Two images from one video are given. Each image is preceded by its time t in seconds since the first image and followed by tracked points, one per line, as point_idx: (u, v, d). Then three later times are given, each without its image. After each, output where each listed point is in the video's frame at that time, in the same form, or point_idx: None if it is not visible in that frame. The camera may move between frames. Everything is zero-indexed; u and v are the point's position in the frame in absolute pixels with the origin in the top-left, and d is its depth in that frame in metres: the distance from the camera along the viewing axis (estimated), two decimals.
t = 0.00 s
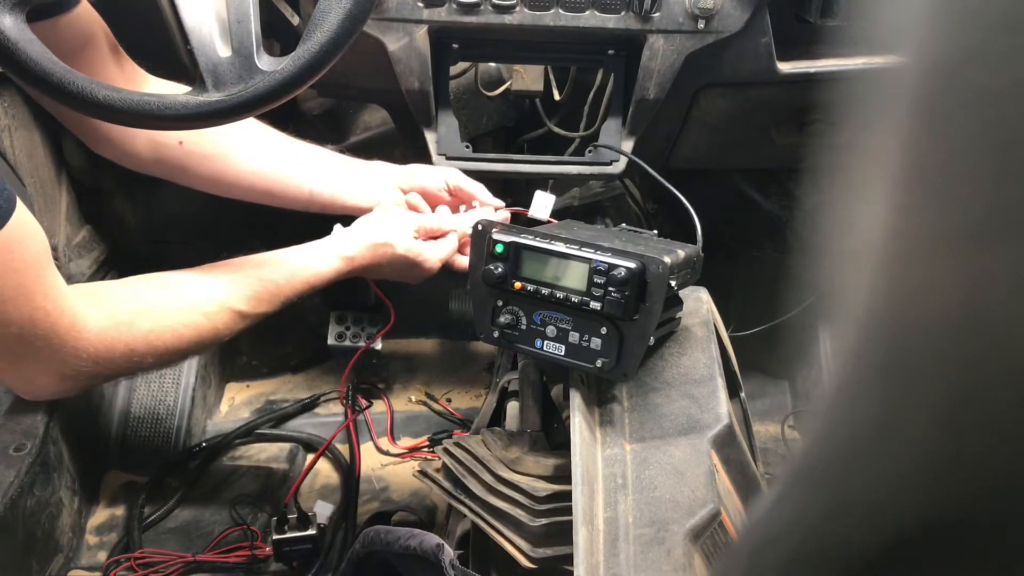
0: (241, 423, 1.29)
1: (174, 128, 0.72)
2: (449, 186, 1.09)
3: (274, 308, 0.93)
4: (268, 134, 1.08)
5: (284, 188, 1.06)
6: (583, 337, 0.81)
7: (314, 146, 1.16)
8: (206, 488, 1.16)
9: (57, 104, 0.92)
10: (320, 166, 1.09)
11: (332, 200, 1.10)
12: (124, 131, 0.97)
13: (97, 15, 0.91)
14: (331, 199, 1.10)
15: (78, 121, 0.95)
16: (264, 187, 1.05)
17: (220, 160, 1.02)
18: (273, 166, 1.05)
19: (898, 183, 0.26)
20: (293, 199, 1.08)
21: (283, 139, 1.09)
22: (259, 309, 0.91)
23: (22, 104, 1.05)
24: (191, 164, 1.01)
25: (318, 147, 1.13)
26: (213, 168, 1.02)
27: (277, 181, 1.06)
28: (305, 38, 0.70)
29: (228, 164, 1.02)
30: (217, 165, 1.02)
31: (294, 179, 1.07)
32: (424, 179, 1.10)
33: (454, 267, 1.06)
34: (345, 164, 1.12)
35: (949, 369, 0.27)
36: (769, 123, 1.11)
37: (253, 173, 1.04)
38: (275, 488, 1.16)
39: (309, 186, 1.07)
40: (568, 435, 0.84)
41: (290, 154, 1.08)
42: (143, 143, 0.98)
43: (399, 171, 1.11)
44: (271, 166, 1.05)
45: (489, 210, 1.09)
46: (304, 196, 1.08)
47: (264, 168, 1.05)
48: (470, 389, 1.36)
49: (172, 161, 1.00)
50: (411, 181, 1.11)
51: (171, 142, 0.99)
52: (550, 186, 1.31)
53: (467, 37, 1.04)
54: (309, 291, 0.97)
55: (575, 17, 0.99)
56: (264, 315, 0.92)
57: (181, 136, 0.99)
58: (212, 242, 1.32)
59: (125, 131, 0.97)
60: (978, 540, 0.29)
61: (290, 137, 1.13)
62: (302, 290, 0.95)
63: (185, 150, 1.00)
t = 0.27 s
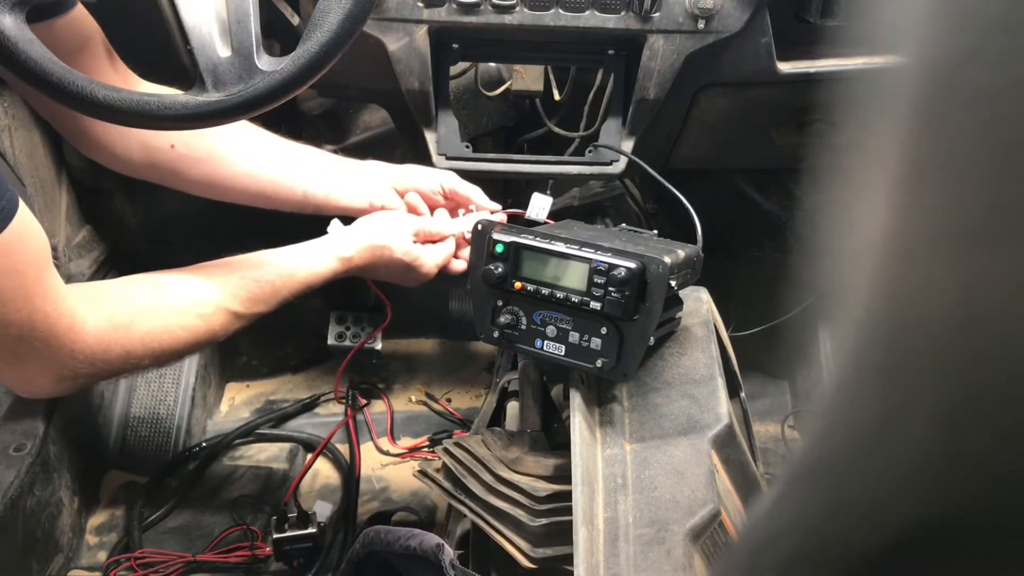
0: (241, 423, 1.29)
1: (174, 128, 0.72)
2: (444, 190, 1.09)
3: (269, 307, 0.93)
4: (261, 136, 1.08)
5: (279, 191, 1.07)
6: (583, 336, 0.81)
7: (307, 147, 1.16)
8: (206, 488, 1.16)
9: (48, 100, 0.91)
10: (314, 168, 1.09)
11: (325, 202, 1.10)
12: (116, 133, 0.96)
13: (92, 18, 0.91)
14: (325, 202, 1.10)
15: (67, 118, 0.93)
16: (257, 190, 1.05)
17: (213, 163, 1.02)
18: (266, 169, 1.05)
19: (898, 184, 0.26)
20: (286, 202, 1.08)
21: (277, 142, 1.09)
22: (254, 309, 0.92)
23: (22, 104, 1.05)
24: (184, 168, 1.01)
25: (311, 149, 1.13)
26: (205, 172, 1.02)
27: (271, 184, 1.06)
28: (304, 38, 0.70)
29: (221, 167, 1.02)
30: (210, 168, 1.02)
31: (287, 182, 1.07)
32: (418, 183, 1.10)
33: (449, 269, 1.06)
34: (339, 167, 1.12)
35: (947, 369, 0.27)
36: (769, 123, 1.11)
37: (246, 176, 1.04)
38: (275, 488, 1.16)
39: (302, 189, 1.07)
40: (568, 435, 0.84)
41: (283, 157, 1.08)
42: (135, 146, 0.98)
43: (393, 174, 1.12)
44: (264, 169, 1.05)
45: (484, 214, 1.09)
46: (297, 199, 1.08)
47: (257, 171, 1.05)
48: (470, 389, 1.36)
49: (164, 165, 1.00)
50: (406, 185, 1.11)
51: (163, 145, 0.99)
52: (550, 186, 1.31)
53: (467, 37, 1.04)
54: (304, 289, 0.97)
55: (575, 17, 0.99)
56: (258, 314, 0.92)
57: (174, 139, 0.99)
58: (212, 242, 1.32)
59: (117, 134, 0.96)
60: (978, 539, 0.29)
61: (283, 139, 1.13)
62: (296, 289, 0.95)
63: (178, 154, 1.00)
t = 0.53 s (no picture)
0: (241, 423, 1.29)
1: (174, 128, 0.72)
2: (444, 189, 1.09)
3: (272, 302, 0.93)
4: (261, 136, 1.08)
5: (278, 192, 1.06)
6: (583, 336, 0.81)
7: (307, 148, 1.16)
8: (206, 488, 1.16)
9: (47, 101, 0.91)
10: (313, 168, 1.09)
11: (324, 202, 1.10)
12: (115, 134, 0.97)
13: (90, 18, 0.91)
14: (325, 202, 1.09)
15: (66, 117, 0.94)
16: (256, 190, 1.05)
17: (212, 162, 1.02)
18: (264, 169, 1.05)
19: (898, 183, 0.26)
20: (285, 202, 1.08)
21: (276, 141, 1.09)
22: (257, 304, 0.91)
23: (22, 105, 1.05)
24: (183, 168, 1.01)
25: (311, 149, 1.13)
26: (204, 172, 1.02)
27: (270, 184, 1.06)
28: (305, 38, 0.70)
29: (220, 167, 1.02)
30: (209, 168, 1.02)
31: (286, 182, 1.07)
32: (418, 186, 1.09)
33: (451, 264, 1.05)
34: (339, 166, 1.12)
35: (947, 369, 0.27)
36: (769, 123, 1.11)
37: (245, 176, 1.04)
38: (276, 488, 1.16)
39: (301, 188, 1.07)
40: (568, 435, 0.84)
41: (282, 157, 1.08)
42: (134, 147, 0.98)
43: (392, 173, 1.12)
44: (264, 168, 1.05)
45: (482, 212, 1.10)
46: (296, 199, 1.08)
47: (256, 171, 1.05)
48: (469, 389, 1.36)
49: (163, 165, 1.00)
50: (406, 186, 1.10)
51: (162, 146, 0.99)
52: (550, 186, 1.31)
53: (467, 37, 1.04)
54: (307, 284, 0.97)
55: (575, 17, 0.99)
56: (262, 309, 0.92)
57: (172, 139, 0.99)
58: (212, 243, 1.32)
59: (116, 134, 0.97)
60: (977, 539, 0.29)
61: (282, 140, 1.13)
62: (298, 284, 0.95)
63: (177, 154, 1.00)
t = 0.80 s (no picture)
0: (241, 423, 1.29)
1: (174, 128, 0.72)
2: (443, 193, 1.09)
3: (271, 304, 0.93)
4: (260, 138, 1.08)
5: (277, 194, 1.06)
6: (583, 337, 0.81)
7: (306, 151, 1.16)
8: (206, 488, 1.16)
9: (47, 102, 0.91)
10: (311, 170, 1.09)
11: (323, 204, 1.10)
12: (114, 135, 0.97)
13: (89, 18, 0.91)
14: (323, 205, 1.09)
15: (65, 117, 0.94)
16: (254, 194, 1.05)
17: (211, 165, 1.02)
18: (263, 172, 1.05)
19: (897, 184, 0.26)
20: (284, 205, 1.08)
21: (275, 144, 1.09)
22: (256, 306, 0.91)
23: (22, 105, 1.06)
24: (181, 170, 1.01)
25: (310, 152, 1.13)
26: (203, 173, 1.02)
27: (268, 187, 1.05)
28: (304, 38, 0.70)
29: (218, 169, 1.02)
30: (208, 170, 1.02)
31: (285, 185, 1.07)
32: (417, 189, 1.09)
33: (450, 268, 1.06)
34: (337, 169, 1.12)
35: (947, 369, 0.27)
36: (769, 123, 1.11)
37: (243, 178, 1.04)
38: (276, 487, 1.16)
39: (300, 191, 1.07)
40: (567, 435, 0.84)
41: (281, 159, 1.08)
42: (132, 148, 0.98)
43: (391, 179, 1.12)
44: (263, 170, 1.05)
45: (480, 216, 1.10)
46: (295, 202, 1.08)
47: (254, 174, 1.04)
48: (470, 389, 1.36)
49: (162, 167, 1.00)
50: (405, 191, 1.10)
51: (159, 147, 0.99)
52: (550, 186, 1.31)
53: (467, 37, 1.04)
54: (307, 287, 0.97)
55: (575, 17, 0.98)
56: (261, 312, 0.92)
57: (171, 141, 0.99)
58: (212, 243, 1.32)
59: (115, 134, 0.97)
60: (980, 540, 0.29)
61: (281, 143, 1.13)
62: (298, 287, 0.95)
63: (175, 155, 1.00)
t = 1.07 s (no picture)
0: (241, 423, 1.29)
1: (174, 128, 0.72)
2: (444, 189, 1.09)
3: (277, 309, 0.93)
4: (258, 136, 1.08)
5: (276, 190, 1.07)
6: (583, 337, 0.81)
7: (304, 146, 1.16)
8: (206, 488, 1.16)
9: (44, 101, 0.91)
10: (309, 168, 1.09)
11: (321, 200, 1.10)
12: (111, 134, 0.96)
13: (88, 18, 0.91)
14: (323, 199, 1.10)
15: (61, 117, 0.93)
16: (253, 189, 1.05)
17: (208, 163, 1.02)
18: (261, 168, 1.05)
19: (896, 184, 0.26)
20: (282, 201, 1.08)
21: (274, 142, 1.09)
22: (262, 310, 0.91)
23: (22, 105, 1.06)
24: (179, 169, 1.01)
25: (308, 149, 1.13)
26: (201, 172, 1.02)
27: (266, 183, 1.06)
28: (304, 38, 0.70)
29: (216, 166, 1.02)
30: (205, 168, 1.02)
31: (283, 181, 1.07)
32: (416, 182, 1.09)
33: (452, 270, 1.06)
34: (336, 163, 1.12)
35: (947, 369, 0.27)
36: (769, 123, 1.11)
37: (241, 175, 1.04)
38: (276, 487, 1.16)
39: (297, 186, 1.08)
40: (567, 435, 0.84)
41: (279, 157, 1.08)
42: (130, 147, 0.97)
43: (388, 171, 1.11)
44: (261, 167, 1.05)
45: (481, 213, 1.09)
46: (293, 197, 1.08)
47: (252, 171, 1.05)
48: (470, 389, 1.36)
49: (160, 167, 1.00)
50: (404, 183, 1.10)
51: (157, 147, 0.98)
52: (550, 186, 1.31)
53: (467, 37, 1.04)
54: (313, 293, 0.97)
55: (575, 17, 0.98)
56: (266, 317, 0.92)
57: (168, 141, 0.99)
58: (212, 243, 1.32)
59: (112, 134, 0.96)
60: (979, 539, 0.29)
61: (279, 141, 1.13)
62: (303, 292, 0.94)
63: (172, 156, 0.99)
